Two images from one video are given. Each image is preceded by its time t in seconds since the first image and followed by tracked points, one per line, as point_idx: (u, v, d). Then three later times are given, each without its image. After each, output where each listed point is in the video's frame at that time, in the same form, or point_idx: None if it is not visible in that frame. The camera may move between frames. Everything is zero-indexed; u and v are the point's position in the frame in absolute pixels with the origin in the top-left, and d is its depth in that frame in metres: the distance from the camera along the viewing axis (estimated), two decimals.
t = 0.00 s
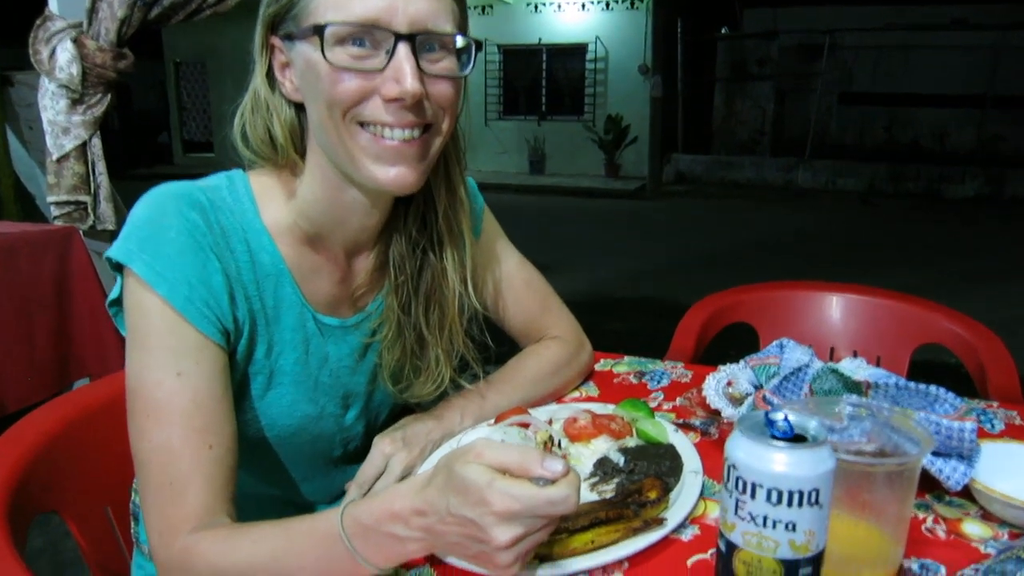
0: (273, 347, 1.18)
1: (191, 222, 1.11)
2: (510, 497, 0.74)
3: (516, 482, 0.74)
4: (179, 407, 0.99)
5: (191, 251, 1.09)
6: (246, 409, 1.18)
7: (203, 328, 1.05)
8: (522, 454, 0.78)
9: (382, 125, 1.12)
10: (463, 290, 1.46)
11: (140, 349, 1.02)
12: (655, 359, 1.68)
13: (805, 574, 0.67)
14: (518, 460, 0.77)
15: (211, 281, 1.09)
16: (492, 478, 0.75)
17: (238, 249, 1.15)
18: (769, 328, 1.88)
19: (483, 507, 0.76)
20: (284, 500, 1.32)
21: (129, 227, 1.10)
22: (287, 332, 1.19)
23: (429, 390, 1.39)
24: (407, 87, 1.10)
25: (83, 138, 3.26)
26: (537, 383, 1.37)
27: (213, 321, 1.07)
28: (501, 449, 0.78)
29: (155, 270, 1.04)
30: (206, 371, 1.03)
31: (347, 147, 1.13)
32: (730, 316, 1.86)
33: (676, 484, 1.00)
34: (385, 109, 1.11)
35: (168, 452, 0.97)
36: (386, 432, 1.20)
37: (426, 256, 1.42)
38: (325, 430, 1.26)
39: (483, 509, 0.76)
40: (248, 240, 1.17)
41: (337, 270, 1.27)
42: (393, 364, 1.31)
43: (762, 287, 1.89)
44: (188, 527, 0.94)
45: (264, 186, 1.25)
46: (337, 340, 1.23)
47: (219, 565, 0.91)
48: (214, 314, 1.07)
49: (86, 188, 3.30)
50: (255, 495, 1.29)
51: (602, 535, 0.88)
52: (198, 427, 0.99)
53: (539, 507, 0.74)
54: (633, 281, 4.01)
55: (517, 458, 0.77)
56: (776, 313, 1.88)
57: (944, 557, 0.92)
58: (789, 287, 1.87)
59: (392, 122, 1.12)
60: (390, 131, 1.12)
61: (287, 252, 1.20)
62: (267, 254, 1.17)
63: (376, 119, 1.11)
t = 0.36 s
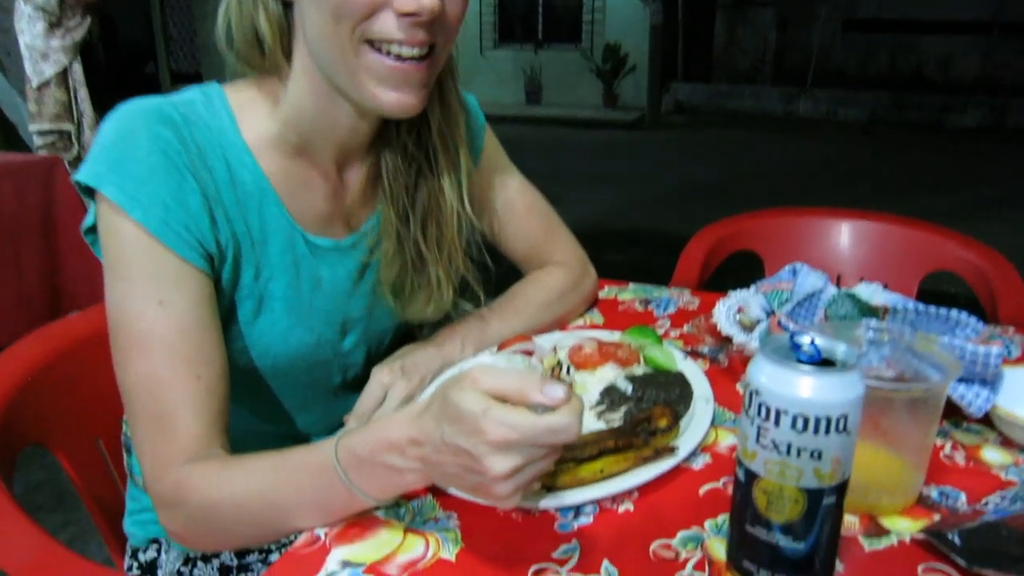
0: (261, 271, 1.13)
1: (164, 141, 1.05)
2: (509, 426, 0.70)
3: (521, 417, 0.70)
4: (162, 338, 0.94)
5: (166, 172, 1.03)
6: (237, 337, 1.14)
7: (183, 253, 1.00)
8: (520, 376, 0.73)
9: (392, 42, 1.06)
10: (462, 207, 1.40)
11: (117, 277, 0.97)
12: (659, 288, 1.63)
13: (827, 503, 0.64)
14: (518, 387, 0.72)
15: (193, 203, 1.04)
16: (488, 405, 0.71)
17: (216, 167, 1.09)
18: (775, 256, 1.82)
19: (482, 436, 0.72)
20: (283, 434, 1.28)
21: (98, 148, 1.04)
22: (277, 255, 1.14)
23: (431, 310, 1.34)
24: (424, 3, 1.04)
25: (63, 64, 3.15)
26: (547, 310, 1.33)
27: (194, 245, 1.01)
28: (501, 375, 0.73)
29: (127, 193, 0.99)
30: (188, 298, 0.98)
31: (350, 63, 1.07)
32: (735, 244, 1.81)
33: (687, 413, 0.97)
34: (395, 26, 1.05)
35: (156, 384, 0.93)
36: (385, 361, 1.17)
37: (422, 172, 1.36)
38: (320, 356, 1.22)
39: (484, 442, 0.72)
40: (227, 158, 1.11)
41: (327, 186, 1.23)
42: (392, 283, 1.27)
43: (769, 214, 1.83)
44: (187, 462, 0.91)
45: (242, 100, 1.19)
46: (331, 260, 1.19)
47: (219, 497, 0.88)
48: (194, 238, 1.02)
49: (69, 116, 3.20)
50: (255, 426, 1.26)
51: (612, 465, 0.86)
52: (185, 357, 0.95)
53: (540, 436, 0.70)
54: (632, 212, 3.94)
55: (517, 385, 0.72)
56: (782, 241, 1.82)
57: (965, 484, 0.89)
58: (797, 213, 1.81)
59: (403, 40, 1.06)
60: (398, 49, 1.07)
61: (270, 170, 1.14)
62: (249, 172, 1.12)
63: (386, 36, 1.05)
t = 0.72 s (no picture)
0: (206, 209, 1.11)
1: (86, 85, 0.99)
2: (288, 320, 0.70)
3: (297, 314, 0.70)
4: (80, 293, 0.93)
5: (88, 118, 0.97)
6: (184, 279, 1.13)
7: (103, 207, 0.96)
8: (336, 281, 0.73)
9: (395, 22, 1.03)
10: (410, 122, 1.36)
11: (37, 230, 0.94)
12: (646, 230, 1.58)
13: (832, 456, 0.61)
14: (328, 283, 0.73)
15: (116, 149, 0.99)
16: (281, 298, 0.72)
17: (146, 108, 1.04)
18: (764, 194, 1.77)
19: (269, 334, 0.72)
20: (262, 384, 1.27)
21: (18, 94, 0.98)
22: (224, 194, 1.11)
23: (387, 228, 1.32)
24: None
25: (21, 9, 2.68)
26: (536, 256, 1.28)
27: (120, 193, 0.98)
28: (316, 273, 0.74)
29: (44, 143, 0.93)
30: (110, 252, 0.96)
31: (348, 29, 1.02)
32: (722, 183, 1.75)
33: (680, 359, 0.93)
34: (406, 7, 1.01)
35: (72, 334, 0.93)
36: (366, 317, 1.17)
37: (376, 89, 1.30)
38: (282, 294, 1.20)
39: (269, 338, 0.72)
40: (159, 97, 1.06)
41: (277, 118, 1.18)
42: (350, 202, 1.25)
43: (758, 151, 1.78)
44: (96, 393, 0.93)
45: (178, 35, 1.12)
46: (286, 195, 1.17)
47: (122, 419, 0.91)
48: (120, 187, 0.98)
49: (27, 63, 2.77)
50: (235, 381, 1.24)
51: (604, 419, 0.81)
52: (102, 310, 0.94)
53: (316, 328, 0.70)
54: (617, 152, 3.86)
55: (327, 280, 0.73)
56: (772, 178, 1.77)
57: (966, 426, 0.86)
58: (786, 150, 1.76)
59: (406, 20, 1.03)
60: (397, 26, 1.05)
61: (208, 107, 1.09)
62: (182, 111, 1.07)
63: (393, 16, 1.02)
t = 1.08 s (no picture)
0: (167, 177, 1.09)
1: (43, 49, 0.97)
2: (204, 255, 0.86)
3: (208, 245, 0.84)
4: (19, 251, 0.97)
5: (40, 82, 0.96)
6: (146, 246, 1.12)
7: (45, 170, 0.96)
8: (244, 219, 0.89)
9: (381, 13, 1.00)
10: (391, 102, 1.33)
11: None
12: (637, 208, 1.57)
13: (827, 440, 0.59)
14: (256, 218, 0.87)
15: (66, 117, 0.98)
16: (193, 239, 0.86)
17: (109, 75, 1.02)
18: (756, 171, 1.76)
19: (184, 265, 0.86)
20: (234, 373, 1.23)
21: None
22: (189, 163, 1.10)
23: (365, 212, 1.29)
24: None
25: None
26: (525, 238, 1.26)
27: (64, 160, 0.98)
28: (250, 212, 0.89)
29: None
30: (48, 216, 0.98)
31: (327, 12, 0.99)
32: (714, 160, 1.74)
33: (671, 341, 0.92)
34: None
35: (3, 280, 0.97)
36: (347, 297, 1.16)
37: (354, 67, 1.27)
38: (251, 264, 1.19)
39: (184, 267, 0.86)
40: (123, 64, 1.04)
41: (252, 88, 1.15)
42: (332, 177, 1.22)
43: (749, 128, 1.75)
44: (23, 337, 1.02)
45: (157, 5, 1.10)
46: (257, 165, 1.14)
47: (48, 359, 1.01)
48: (67, 153, 0.98)
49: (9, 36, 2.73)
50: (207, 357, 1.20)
51: (593, 403, 0.79)
52: (35, 270, 0.99)
53: (238, 266, 0.86)
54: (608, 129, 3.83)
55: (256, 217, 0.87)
56: (763, 156, 1.75)
57: (960, 407, 0.85)
58: (777, 127, 1.74)
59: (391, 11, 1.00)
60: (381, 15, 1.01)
61: (175, 75, 1.07)
62: (146, 79, 1.05)
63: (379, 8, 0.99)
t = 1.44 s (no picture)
0: (178, 160, 1.09)
1: (59, 30, 0.95)
2: (239, 213, 0.87)
3: (239, 199, 0.86)
4: (31, 234, 0.95)
5: (57, 64, 0.95)
6: (155, 228, 1.11)
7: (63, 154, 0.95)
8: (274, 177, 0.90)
9: None
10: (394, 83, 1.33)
11: None
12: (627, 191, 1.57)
13: (816, 424, 0.60)
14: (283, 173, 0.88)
15: (82, 100, 0.97)
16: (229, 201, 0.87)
17: (123, 57, 1.01)
18: (746, 153, 1.76)
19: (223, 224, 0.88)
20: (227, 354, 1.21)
21: None
22: (199, 145, 1.09)
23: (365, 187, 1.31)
24: None
25: None
26: (518, 219, 1.26)
27: (80, 145, 0.97)
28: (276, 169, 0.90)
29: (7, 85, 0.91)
30: (64, 200, 0.97)
31: None
32: (704, 142, 1.74)
33: (663, 325, 0.92)
34: None
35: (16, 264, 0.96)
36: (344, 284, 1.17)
37: (360, 49, 1.27)
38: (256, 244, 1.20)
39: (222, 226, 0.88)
40: (136, 45, 1.02)
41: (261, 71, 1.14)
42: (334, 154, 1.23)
43: (739, 110, 1.75)
44: (35, 321, 1.00)
45: None
46: (267, 147, 1.15)
47: (64, 340, 1.01)
48: (83, 138, 0.97)
49: None
50: (203, 339, 1.19)
51: (585, 386, 0.79)
52: (48, 253, 0.98)
53: (271, 222, 0.87)
54: (597, 110, 3.81)
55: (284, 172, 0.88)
56: (753, 139, 1.75)
57: (947, 389, 0.86)
58: (767, 109, 1.74)
59: None
60: None
61: (188, 57, 1.06)
62: (160, 62, 1.03)
63: None
